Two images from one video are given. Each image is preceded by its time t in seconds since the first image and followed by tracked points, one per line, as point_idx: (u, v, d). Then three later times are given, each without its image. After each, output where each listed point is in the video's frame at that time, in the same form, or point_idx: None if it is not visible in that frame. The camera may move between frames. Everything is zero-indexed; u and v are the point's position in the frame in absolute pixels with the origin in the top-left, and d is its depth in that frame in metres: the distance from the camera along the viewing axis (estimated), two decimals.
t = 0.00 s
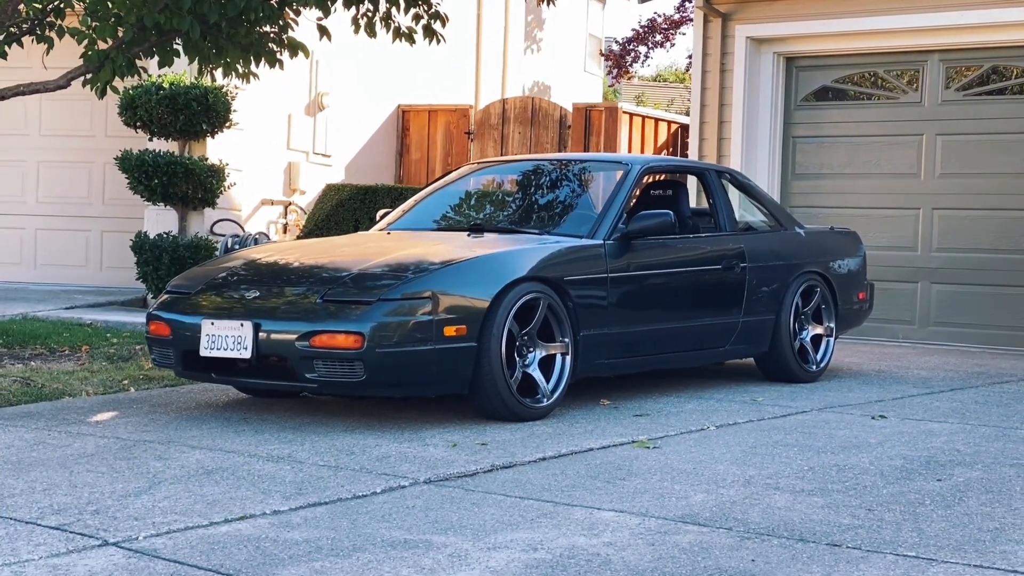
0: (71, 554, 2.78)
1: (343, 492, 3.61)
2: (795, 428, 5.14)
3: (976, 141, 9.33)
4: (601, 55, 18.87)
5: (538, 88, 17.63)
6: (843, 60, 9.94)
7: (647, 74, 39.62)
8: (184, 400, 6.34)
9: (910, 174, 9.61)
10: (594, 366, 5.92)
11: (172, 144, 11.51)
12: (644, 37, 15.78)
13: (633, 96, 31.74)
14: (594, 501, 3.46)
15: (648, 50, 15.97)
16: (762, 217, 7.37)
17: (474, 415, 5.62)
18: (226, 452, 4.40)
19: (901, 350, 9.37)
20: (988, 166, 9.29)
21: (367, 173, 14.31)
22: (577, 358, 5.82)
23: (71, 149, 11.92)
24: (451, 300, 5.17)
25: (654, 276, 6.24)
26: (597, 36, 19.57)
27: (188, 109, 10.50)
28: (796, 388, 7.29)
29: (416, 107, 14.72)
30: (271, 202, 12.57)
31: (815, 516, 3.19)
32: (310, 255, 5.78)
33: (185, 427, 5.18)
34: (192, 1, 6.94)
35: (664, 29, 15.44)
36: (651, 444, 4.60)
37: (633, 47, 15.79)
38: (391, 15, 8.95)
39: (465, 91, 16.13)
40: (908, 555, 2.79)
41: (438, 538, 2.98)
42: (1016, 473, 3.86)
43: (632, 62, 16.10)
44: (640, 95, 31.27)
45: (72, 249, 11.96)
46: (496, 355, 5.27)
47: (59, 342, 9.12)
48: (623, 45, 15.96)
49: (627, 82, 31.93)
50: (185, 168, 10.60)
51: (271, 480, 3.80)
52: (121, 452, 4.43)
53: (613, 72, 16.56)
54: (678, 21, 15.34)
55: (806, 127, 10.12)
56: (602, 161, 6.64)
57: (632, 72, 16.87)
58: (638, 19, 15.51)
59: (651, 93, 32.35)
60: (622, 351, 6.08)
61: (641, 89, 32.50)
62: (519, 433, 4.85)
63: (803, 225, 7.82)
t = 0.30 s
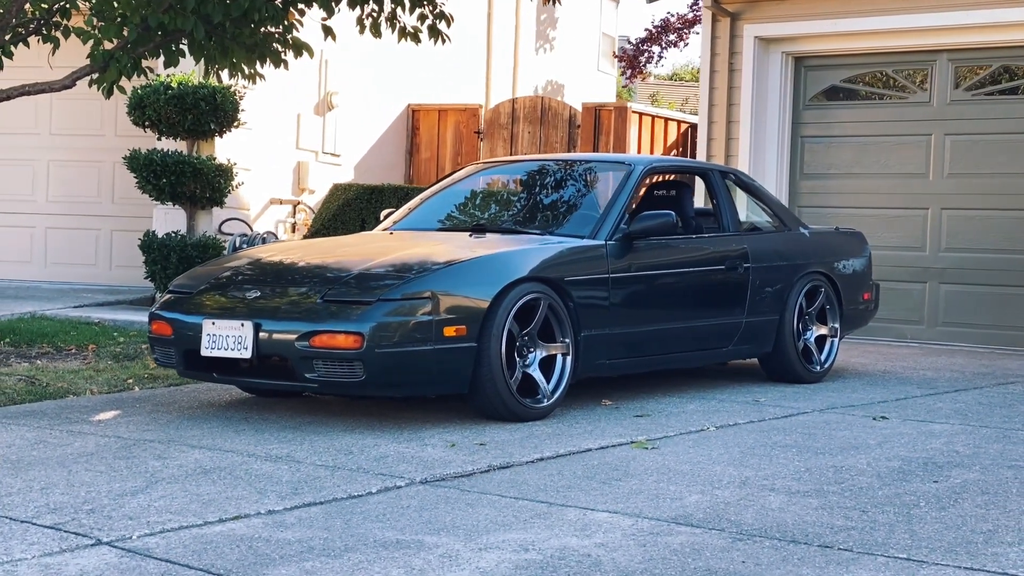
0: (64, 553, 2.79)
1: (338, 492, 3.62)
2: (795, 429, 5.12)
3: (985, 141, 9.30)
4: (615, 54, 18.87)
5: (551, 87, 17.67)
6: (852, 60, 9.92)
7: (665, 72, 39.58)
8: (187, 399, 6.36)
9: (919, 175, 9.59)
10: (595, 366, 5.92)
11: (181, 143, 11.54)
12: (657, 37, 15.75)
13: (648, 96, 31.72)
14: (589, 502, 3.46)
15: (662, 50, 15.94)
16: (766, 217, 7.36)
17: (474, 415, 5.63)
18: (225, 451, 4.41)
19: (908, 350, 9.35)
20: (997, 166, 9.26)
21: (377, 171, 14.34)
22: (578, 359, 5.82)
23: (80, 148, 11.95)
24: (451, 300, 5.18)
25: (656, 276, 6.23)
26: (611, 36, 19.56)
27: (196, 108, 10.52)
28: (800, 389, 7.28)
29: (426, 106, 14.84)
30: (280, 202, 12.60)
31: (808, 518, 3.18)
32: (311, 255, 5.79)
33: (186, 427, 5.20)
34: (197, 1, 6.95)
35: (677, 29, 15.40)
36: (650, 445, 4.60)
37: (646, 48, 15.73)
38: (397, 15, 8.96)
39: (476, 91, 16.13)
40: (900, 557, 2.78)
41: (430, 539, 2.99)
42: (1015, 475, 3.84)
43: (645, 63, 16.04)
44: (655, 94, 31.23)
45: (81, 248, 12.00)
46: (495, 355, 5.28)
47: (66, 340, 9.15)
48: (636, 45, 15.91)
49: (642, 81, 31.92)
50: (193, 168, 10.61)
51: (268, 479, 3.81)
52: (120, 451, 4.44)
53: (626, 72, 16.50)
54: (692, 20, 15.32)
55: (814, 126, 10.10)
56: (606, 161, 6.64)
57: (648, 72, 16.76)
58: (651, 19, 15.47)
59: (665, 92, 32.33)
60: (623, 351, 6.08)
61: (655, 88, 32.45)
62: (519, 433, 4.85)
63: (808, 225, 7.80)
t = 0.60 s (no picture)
0: (54, 553, 2.80)
1: (331, 492, 3.63)
2: (793, 430, 5.11)
3: (993, 141, 9.28)
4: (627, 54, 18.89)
5: (565, 87, 17.85)
6: (859, 60, 9.90)
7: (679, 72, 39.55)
8: (189, 399, 6.37)
9: (926, 175, 9.56)
10: (595, 367, 5.92)
11: (189, 143, 11.57)
12: (671, 38, 15.75)
13: (661, 95, 31.72)
14: (581, 503, 3.46)
15: (675, 51, 15.98)
16: (769, 218, 7.35)
17: (473, 415, 5.63)
18: (221, 451, 4.43)
19: (914, 351, 9.33)
20: (1005, 166, 9.24)
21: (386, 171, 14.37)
22: (577, 359, 5.82)
23: (90, 149, 11.99)
24: (448, 300, 5.18)
25: (656, 277, 6.23)
26: (624, 35, 19.59)
27: (204, 109, 10.53)
28: (803, 390, 7.27)
29: (435, 106, 14.87)
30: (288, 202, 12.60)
31: (799, 520, 3.18)
32: (312, 255, 5.80)
33: (185, 427, 5.21)
34: (198, 2, 6.97)
35: (690, 30, 15.37)
36: (646, 446, 4.60)
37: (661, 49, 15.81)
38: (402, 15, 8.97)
39: (486, 91, 16.15)
40: (889, 560, 2.78)
41: (419, 539, 2.99)
42: (1010, 477, 3.83)
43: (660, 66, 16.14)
44: (668, 94, 31.24)
45: (91, 247, 12.03)
46: (494, 356, 5.28)
47: (72, 340, 9.18)
48: (650, 47, 15.96)
49: (656, 81, 31.92)
50: (200, 168, 10.63)
51: (262, 480, 3.82)
52: (118, 451, 4.45)
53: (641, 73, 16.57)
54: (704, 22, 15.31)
55: (822, 126, 10.07)
56: (609, 162, 6.63)
57: (663, 73, 16.90)
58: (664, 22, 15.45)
59: (679, 92, 32.33)
60: (623, 351, 6.07)
61: (670, 87, 32.44)
62: (517, 434, 4.86)
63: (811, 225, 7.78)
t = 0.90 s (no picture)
0: (41, 554, 2.81)
1: (322, 493, 3.63)
2: (790, 431, 5.10)
3: (999, 141, 9.24)
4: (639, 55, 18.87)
5: (577, 89, 17.86)
6: (865, 60, 9.88)
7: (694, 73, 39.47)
8: (190, 399, 6.38)
9: (932, 175, 9.53)
10: (593, 368, 5.92)
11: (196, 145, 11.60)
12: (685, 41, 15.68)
13: (677, 96, 31.66)
14: (571, 504, 3.47)
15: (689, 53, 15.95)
16: (771, 219, 7.33)
17: (471, 416, 5.63)
18: (216, 451, 4.43)
19: (919, 351, 9.31)
20: (1012, 166, 9.20)
21: (395, 172, 14.38)
22: (575, 361, 5.82)
23: (99, 150, 12.02)
24: (445, 301, 5.19)
25: (655, 278, 6.22)
26: (638, 36, 19.59)
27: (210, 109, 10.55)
28: (803, 391, 7.25)
29: (443, 106, 14.77)
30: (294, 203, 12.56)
31: (789, 521, 3.18)
32: (311, 256, 5.81)
33: (182, 427, 5.22)
34: (199, 3, 6.97)
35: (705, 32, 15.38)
36: (641, 446, 4.59)
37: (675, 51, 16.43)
38: (404, 16, 8.97)
39: (496, 92, 16.15)
40: (875, 562, 2.77)
41: (406, 540, 3.00)
42: (1003, 479, 3.82)
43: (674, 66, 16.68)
44: (684, 94, 31.18)
45: (98, 248, 12.06)
46: (490, 356, 5.28)
47: (77, 340, 9.21)
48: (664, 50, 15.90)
49: (672, 82, 31.86)
50: (206, 168, 10.64)
51: (255, 480, 3.83)
52: (113, 451, 4.47)
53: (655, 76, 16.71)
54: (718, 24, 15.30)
55: (828, 126, 10.05)
56: (609, 162, 6.63)
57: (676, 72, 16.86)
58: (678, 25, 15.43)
59: (694, 92, 32.27)
60: (622, 352, 6.07)
61: (685, 87, 32.37)
62: (512, 434, 4.86)
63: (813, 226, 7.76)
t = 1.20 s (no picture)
0: (29, 553, 2.82)
1: (314, 493, 3.64)
2: (786, 433, 5.09)
3: (1003, 143, 9.22)
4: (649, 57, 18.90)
5: (587, 93, 17.88)
6: (870, 62, 9.86)
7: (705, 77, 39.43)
8: (191, 401, 6.39)
9: (936, 177, 9.51)
10: (590, 370, 5.91)
11: (202, 147, 11.63)
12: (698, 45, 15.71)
13: (690, 98, 31.60)
14: (561, 504, 3.47)
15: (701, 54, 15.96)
16: (771, 221, 7.32)
17: (468, 417, 5.63)
18: (211, 452, 4.44)
19: (923, 353, 9.29)
20: (1016, 168, 9.18)
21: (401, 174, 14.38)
22: (572, 362, 5.81)
23: (104, 152, 12.05)
24: (441, 302, 5.19)
25: (654, 279, 6.22)
26: (648, 38, 19.60)
27: (214, 112, 10.57)
28: (804, 392, 7.24)
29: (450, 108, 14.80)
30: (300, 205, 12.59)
31: (780, 521, 3.17)
32: (309, 257, 5.82)
33: (179, 428, 5.22)
34: (199, 4, 6.97)
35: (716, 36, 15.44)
36: (636, 448, 4.59)
37: (685, 52, 17.48)
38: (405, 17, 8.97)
39: (504, 94, 16.17)
40: (862, 562, 2.77)
41: (395, 540, 3.00)
42: (996, 480, 3.81)
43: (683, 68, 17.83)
44: (696, 96, 31.15)
45: (104, 249, 12.08)
46: (486, 357, 5.28)
47: (80, 342, 9.23)
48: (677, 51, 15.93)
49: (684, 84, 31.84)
50: (210, 170, 10.66)
51: (248, 480, 3.84)
52: (109, 452, 4.48)
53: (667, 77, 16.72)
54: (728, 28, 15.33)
55: (833, 128, 10.03)
56: (609, 164, 6.63)
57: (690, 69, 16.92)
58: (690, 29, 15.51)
59: (708, 95, 32.26)
60: (620, 354, 6.06)
61: (698, 90, 32.32)
62: (508, 436, 4.86)
63: (814, 228, 7.75)
